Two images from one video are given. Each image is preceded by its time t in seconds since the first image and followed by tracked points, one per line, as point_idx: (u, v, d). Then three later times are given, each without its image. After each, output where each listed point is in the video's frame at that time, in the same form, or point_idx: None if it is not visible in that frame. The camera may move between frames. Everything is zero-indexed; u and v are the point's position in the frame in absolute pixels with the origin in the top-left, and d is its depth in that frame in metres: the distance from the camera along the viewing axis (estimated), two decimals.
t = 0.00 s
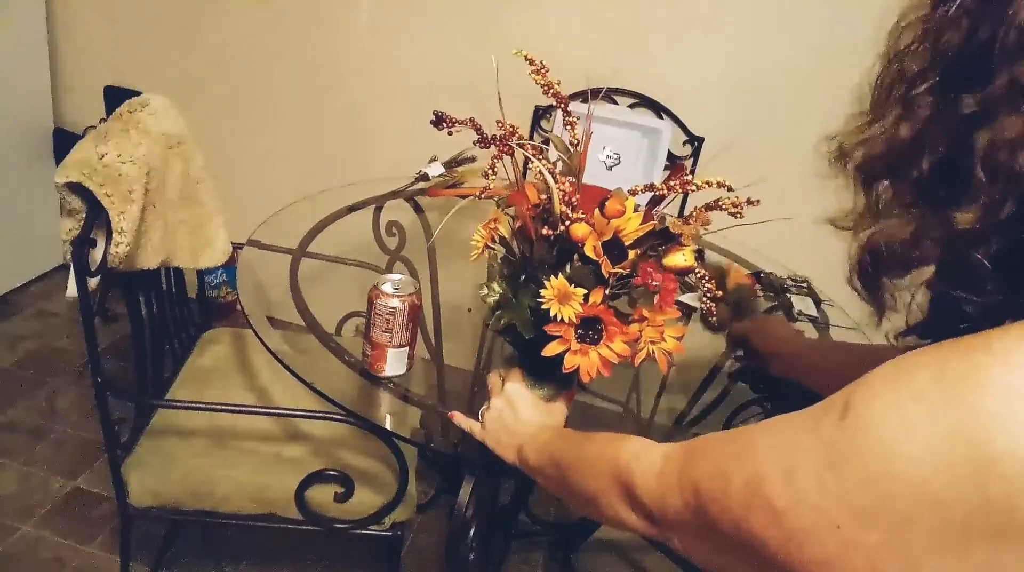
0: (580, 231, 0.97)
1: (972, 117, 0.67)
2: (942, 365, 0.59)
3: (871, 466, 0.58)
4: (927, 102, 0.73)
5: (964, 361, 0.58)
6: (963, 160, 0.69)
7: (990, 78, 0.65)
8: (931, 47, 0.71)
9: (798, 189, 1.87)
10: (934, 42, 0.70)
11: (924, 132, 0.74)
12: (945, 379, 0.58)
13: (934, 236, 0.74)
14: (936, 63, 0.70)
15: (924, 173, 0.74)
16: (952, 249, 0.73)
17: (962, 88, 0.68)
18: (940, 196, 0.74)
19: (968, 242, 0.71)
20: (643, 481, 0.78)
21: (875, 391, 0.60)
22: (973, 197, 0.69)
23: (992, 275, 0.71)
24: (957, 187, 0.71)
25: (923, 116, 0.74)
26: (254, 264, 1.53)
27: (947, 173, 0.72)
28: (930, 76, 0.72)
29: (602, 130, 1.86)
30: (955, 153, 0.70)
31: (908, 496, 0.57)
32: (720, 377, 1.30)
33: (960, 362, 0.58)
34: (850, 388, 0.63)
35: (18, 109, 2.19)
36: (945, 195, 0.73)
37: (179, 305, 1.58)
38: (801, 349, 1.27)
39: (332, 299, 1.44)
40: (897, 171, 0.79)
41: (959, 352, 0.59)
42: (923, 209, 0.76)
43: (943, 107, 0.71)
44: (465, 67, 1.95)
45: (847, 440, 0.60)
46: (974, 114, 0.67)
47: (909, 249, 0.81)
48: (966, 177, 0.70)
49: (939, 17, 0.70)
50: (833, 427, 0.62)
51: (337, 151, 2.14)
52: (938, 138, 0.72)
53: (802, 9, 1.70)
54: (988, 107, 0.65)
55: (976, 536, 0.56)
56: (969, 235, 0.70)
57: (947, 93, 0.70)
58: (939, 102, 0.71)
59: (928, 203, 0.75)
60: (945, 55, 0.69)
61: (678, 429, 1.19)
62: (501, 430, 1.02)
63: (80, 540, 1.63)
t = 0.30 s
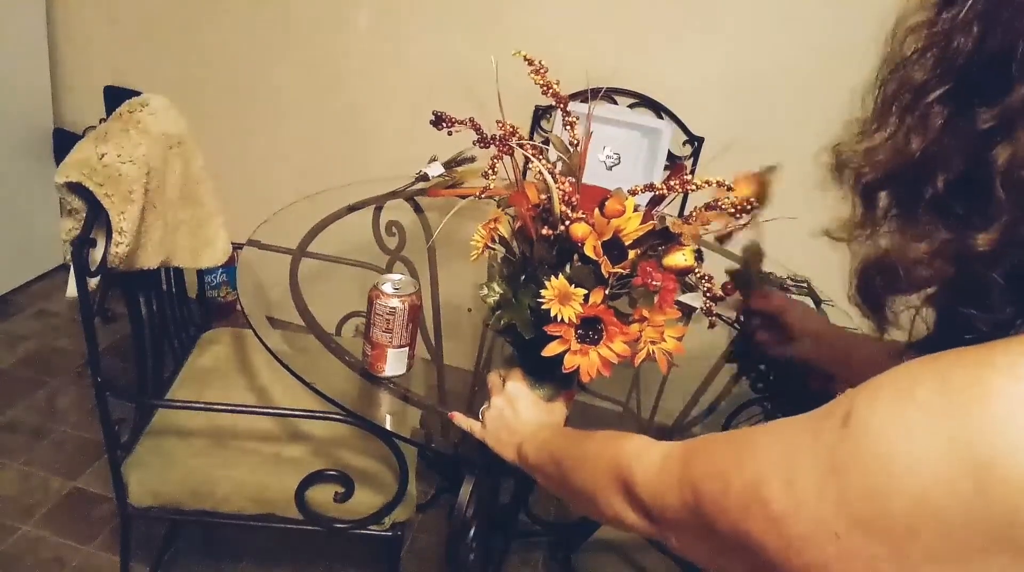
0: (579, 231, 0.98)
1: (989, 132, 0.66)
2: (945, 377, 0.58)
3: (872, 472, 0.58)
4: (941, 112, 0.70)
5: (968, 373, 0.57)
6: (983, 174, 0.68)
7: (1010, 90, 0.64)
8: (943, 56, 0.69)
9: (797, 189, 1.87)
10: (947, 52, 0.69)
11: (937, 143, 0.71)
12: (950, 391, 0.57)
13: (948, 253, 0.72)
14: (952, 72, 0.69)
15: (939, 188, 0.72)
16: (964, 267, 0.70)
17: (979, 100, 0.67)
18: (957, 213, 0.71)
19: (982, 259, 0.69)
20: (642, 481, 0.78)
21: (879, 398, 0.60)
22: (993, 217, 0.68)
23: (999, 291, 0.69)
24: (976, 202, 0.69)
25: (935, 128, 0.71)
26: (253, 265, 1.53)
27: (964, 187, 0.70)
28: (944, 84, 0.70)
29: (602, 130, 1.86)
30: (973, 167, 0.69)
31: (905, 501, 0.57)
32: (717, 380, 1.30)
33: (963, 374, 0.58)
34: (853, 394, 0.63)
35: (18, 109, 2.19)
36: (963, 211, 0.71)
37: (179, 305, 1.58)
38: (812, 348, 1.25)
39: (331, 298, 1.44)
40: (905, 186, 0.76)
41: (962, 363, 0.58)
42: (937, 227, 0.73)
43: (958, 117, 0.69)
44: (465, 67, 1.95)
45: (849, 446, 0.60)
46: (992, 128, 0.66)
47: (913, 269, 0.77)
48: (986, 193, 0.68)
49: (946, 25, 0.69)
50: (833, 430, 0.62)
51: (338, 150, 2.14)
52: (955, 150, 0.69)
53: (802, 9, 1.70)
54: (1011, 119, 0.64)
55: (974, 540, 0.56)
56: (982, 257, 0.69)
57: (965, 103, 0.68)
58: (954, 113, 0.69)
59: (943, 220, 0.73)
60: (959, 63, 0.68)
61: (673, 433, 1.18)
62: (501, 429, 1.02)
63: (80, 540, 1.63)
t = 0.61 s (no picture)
0: (579, 231, 0.97)
1: (990, 142, 0.65)
2: (943, 383, 0.58)
3: (871, 475, 0.58)
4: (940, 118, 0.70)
5: (965, 379, 0.57)
6: (984, 183, 0.67)
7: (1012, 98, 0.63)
8: (941, 63, 0.69)
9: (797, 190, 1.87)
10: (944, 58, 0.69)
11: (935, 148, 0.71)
12: (949, 397, 0.57)
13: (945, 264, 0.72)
14: (950, 79, 0.68)
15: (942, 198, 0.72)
16: (964, 277, 0.70)
17: (980, 107, 0.67)
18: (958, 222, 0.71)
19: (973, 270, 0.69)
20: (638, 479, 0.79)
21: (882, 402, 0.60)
22: (993, 228, 0.67)
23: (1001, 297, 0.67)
24: (978, 213, 0.68)
25: (935, 135, 0.71)
26: (253, 264, 1.53)
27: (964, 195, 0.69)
28: (944, 89, 0.69)
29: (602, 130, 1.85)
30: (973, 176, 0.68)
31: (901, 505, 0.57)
32: (717, 380, 1.30)
33: (960, 380, 0.57)
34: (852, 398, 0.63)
35: (18, 109, 2.19)
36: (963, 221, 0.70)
37: (179, 305, 1.58)
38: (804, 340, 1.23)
39: (331, 298, 1.44)
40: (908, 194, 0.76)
41: (959, 368, 0.58)
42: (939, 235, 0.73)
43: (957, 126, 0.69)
44: (465, 67, 1.95)
45: (848, 450, 0.60)
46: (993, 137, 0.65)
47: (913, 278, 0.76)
48: (987, 201, 0.67)
49: (944, 32, 0.69)
50: (832, 431, 0.62)
51: (338, 150, 2.14)
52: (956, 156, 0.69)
53: (802, 10, 1.70)
54: (1012, 127, 0.63)
55: (970, 543, 0.56)
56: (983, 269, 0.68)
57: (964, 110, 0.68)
58: (953, 121, 0.69)
59: (943, 228, 0.72)
60: (956, 71, 0.68)
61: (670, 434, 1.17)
62: (500, 428, 1.02)
63: (80, 540, 1.63)
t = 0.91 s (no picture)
0: (580, 232, 0.97)
1: None
2: (940, 405, 0.58)
3: (866, 484, 0.58)
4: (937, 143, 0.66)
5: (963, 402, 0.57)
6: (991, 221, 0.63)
7: None
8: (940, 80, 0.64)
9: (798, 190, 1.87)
10: (943, 77, 0.64)
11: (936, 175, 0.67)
12: (943, 420, 0.57)
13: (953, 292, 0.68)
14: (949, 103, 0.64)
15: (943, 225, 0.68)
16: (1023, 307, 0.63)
17: None
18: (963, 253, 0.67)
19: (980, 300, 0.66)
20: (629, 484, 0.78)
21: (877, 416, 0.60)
22: None
23: None
24: None
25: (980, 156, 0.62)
26: (253, 264, 1.53)
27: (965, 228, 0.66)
28: (975, 109, 0.61)
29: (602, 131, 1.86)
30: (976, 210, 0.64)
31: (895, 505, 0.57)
32: (717, 381, 1.30)
33: (959, 404, 0.57)
34: (847, 410, 0.63)
35: (19, 109, 2.19)
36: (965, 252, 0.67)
37: (178, 304, 1.58)
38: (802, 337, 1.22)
39: (331, 298, 1.43)
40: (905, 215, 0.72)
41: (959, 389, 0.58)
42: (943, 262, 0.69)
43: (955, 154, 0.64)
44: (465, 67, 1.95)
45: (843, 467, 0.60)
46: None
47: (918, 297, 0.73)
48: None
49: (943, 46, 0.63)
50: (828, 448, 0.61)
51: (338, 149, 2.14)
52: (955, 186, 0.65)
53: (803, 10, 1.70)
54: None
55: (963, 550, 0.56)
56: None
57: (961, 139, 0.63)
58: (951, 149, 0.64)
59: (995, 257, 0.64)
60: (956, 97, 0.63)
61: (670, 438, 1.16)
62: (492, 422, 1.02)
63: (81, 540, 1.63)
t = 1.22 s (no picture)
0: (609, 235, 0.99)
1: None
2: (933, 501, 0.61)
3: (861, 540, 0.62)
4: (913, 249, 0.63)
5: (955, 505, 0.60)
6: (972, 347, 0.62)
7: None
8: (910, 177, 0.61)
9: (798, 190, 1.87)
10: (914, 179, 0.61)
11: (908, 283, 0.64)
12: (934, 515, 0.60)
13: (913, 412, 0.66)
14: (926, 211, 0.61)
15: (911, 340, 0.65)
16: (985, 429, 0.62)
17: None
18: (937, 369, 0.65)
19: (940, 423, 0.64)
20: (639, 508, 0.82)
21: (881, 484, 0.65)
22: None
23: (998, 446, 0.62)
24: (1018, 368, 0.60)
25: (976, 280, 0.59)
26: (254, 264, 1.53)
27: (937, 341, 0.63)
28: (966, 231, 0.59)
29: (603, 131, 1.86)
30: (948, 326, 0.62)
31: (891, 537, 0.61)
32: (716, 381, 1.30)
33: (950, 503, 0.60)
34: (851, 481, 0.67)
35: (19, 109, 2.19)
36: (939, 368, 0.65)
37: (178, 304, 1.58)
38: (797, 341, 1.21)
39: (331, 298, 1.43)
40: (866, 322, 0.69)
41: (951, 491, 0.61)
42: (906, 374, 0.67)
43: (932, 262, 0.62)
44: (465, 67, 1.95)
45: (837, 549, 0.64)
46: None
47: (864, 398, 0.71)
48: None
49: (918, 146, 0.60)
50: (822, 532, 0.65)
51: (338, 150, 2.14)
52: (933, 300, 0.62)
53: (803, 10, 1.70)
54: None
55: None
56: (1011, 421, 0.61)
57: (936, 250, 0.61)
58: (928, 257, 0.62)
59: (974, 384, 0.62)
60: (933, 202, 0.60)
61: (669, 437, 1.17)
62: (508, 426, 1.03)
63: (81, 540, 1.63)
